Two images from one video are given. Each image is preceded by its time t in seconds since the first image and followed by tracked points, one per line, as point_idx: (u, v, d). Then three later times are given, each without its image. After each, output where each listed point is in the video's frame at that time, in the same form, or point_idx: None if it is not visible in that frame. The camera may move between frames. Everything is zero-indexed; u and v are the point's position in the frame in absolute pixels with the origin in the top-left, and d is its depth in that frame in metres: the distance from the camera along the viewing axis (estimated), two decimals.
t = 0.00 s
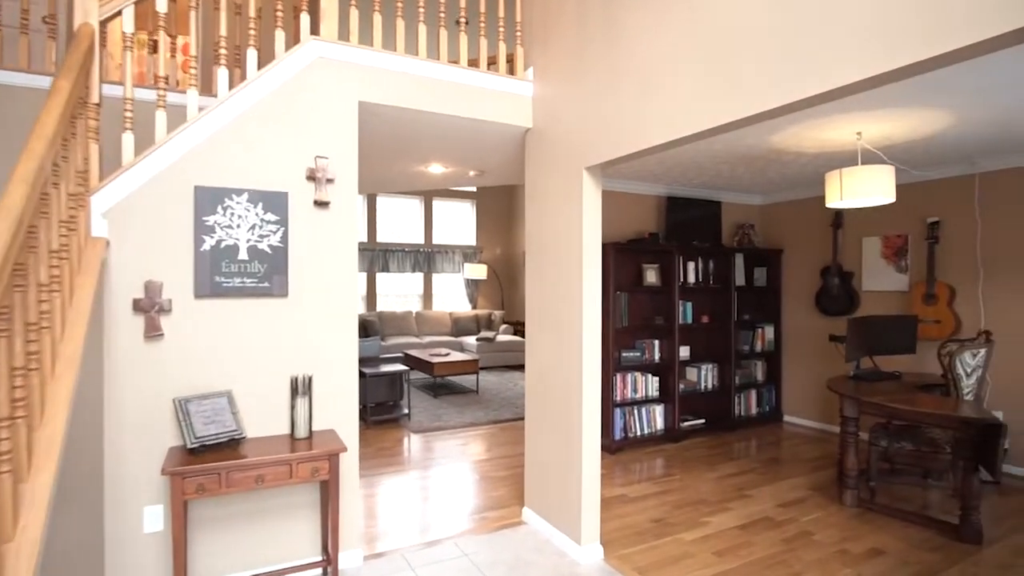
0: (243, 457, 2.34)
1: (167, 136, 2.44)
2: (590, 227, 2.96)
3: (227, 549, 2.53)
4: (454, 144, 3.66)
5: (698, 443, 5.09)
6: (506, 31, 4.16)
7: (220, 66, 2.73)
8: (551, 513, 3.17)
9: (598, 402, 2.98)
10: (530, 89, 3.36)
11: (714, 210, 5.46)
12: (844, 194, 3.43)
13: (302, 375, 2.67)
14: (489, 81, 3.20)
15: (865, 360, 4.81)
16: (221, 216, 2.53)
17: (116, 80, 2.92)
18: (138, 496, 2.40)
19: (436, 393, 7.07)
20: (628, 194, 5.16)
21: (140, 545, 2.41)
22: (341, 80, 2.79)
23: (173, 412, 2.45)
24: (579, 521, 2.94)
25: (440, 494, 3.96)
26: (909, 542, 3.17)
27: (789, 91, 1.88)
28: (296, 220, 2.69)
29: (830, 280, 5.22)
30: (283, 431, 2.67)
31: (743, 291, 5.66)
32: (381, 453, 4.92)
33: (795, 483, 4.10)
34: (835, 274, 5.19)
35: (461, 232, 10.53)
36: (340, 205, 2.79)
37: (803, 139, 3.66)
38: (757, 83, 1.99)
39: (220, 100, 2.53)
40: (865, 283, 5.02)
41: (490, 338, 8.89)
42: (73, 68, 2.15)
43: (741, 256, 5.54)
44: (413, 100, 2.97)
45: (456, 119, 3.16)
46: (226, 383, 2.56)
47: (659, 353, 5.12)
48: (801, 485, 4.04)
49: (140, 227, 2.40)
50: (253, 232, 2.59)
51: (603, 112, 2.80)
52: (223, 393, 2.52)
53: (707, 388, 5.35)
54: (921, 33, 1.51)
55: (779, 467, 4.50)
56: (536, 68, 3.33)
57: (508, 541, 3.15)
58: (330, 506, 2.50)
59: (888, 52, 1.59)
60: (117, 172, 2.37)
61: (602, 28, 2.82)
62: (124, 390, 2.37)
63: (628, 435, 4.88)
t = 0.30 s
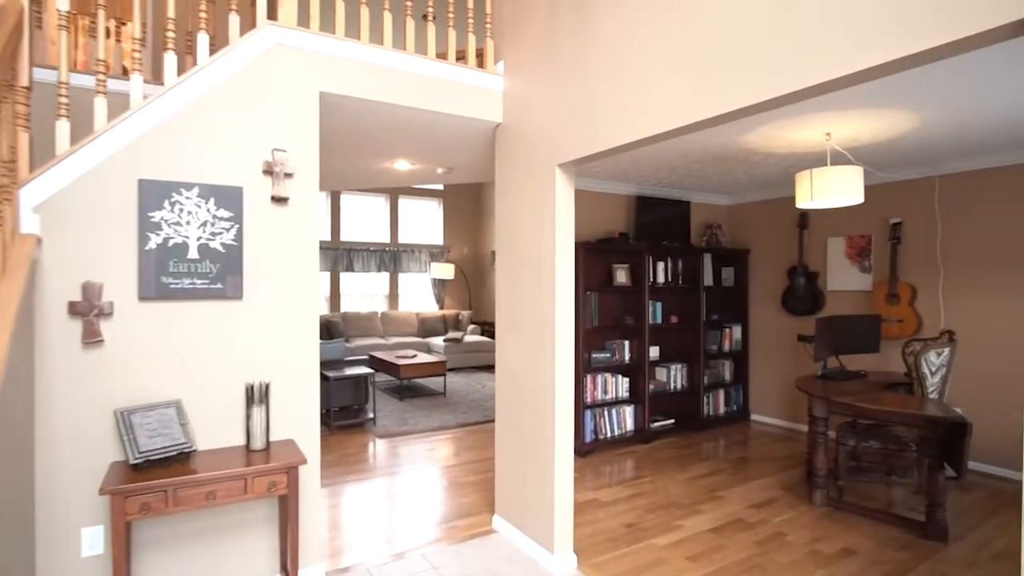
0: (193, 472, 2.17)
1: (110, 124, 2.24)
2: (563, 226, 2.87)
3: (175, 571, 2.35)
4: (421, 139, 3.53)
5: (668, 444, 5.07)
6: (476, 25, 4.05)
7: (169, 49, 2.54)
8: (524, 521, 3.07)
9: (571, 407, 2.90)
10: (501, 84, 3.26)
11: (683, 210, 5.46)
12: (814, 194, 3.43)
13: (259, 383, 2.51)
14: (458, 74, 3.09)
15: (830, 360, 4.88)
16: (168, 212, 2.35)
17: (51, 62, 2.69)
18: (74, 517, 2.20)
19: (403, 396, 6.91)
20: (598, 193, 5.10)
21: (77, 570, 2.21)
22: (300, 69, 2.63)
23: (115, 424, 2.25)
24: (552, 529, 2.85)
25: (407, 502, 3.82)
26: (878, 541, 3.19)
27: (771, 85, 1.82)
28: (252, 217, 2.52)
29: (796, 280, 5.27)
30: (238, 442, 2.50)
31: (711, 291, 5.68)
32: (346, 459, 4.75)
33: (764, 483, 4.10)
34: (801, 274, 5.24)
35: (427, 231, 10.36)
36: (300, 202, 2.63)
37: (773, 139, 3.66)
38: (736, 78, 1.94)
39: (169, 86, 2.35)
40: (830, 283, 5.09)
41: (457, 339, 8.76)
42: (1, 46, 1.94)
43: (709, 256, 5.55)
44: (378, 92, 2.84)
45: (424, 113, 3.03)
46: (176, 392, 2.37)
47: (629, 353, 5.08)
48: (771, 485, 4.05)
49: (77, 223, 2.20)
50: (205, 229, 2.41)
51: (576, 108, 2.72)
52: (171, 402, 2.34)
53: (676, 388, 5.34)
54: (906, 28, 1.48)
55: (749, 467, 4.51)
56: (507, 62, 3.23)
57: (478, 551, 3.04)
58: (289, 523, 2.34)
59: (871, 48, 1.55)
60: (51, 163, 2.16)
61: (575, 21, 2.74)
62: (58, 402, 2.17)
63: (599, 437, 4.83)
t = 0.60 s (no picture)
0: (137, 490, 1.99)
1: (43, 110, 2.05)
2: (535, 225, 2.78)
3: None
4: (386, 134, 3.39)
5: (638, 445, 5.04)
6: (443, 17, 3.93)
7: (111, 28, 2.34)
8: (494, 529, 2.98)
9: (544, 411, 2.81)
10: (470, 77, 3.15)
11: (651, 211, 5.44)
12: (783, 195, 3.43)
13: (211, 391, 2.34)
14: (425, 66, 2.97)
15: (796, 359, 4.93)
16: (109, 207, 2.17)
17: None
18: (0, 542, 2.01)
19: (367, 399, 6.72)
20: (568, 192, 5.04)
21: None
22: (257, 55, 2.47)
23: (48, 438, 2.06)
24: (525, 538, 2.76)
25: (371, 510, 3.68)
26: (847, 540, 3.20)
27: (754, 80, 1.77)
28: (203, 213, 2.35)
29: (762, 281, 5.32)
30: (188, 455, 2.33)
31: (679, 292, 5.69)
32: (307, 467, 4.56)
33: (734, 483, 4.10)
34: (767, 274, 5.29)
35: (392, 230, 10.15)
36: (257, 197, 2.47)
37: (743, 139, 3.65)
38: (717, 73, 1.88)
39: (110, 70, 2.16)
40: (795, 283, 5.15)
41: (424, 340, 8.60)
42: None
43: (678, 257, 5.56)
44: (341, 83, 2.70)
45: (389, 106, 2.90)
46: (117, 402, 2.19)
47: (598, 354, 5.04)
48: (740, 485, 4.05)
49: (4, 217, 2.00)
50: (150, 226, 2.24)
51: (548, 103, 2.64)
52: (113, 413, 2.15)
53: (645, 389, 5.33)
54: (893, 23, 1.45)
55: (717, 467, 4.51)
56: (476, 55, 3.13)
57: (447, 561, 2.93)
58: (244, 541, 2.18)
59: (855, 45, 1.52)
60: None
61: (547, 14, 2.65)
62: None
63: (568, 440, 4.76)
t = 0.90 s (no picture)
0: (76, 508, 1.82)
1: None
2: (508, 223, 2.69)
3: None
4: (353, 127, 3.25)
5: (610, 446, 5.00)
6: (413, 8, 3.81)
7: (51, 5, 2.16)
8: (466, 537, 2.87)
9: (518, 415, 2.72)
10: (440, 69, 3.05)
11: (623, 210, 5.41)
12: (756, 194, 3.42)
13: (162, 398, 2.18)
14: (394, 57, 2.85)
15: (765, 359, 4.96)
16: (46, 199, 1.99)
17: None
18: None
19: (333, 402, 6.52)
20: (539, 190, 4.97)
21: None
22: (213, 39, 2.32)
23: None
24: (498, 547, 2.66)
25: (337, 519, 3.53)
26: (819, 539, 3.21)
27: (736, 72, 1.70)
28: (153, 207, 2.18)
29: (732, 281, 5.35)
30: (137, 467, 2.16)
31: (650, 291, 5.67)
32: (269, 474, 4.38)
33: (706, 483, 4.08)
34: (737, 274, 5.32)
35: (359, 228, 9.93)
36: (213, 190, 2.31)
37: (716, 139, 3.64)
38: (697, 64, 1.82)
39: (47, 50, 1.98)
40: (764, 283, 5.18)
41: (392, 341, 8.42)
42: None
43: (649, 257, 5.54)
44: (303, 71, 2.56)
45: (355, 97, 2.77)
46: (55, 411, 2.01)
47: (570, 355, 4.98)
48: (713, 485, 4.03)
49: None
50: (93, 221, 2.07)
51: (522, 96, 2.54)
52: (51, 423, 1.98)
53: (617, 389, 5.29)
54: (879, 12, 1.39)
55: (690, 467, 4.50)
56: (446, 47, 3.02)
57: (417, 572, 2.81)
58: (198, 559, 2.03)
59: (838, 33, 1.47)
60: None
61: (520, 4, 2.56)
62: None
63: (541, 442, 4.68)
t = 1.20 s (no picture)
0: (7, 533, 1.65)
1: None
2: (482, 221, 2.58)
3: None
4: (317, 119, 3.10)
5: (583, 448, 4.94)
6: None
7: None
8: (437, 548, 2.75)
9: (491, 420, 2.62)
10: (410, 60, 2.91)
11: (594, 209, 5.36)
12: (731, 194, 3.39)
13: (106, 409, 2.00)
14: (361, 45, 2.71)
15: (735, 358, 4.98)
16: None
17: None
18: None
19: (296, 406, 6.29)
20: (511, 188, 4.87)
21: None
22: (164, 19, 2.14)
23: None
24: (471, 558, 2.55)
25: (300, 531, 3.36)
26: (793, 540, 3.20)
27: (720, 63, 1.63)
28: (95, 200, 2.00)
29: (703, 281, 5.35)
30: (78, 485, 1.98)
31: (621, 291, 5.64)
32: (228, 484, 4.16)
33: (679, 484, 4.06)
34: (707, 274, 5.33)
35: (323, 226, 9.67)
36: (163, 183, 2.14)
37: (689, 137, 3.60)
38: (680, 55, 1.74)
39: None
40: (734, 283, 5.20)
41: (358, 342, 8.20)
42: None
43: (620, 256, 5.51)
44: (264, 57, 2.40)
45: (320, 87, 2.62)
46: None
47: (542, 356, 4.90)
48: (686, 487, 4.01)
49: None
50: (26, 214, 1.87)
51: (495, 88, 2.44)
52: None
53: (589, 390, 5.24)
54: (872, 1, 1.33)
55: (662, 468, 4.47)
56: (416, 36, 2.89)
57: None
58: None
59: (829, 23, 1.40)
60: None
61: None
62: None
63: (513, 445, 4.59)
